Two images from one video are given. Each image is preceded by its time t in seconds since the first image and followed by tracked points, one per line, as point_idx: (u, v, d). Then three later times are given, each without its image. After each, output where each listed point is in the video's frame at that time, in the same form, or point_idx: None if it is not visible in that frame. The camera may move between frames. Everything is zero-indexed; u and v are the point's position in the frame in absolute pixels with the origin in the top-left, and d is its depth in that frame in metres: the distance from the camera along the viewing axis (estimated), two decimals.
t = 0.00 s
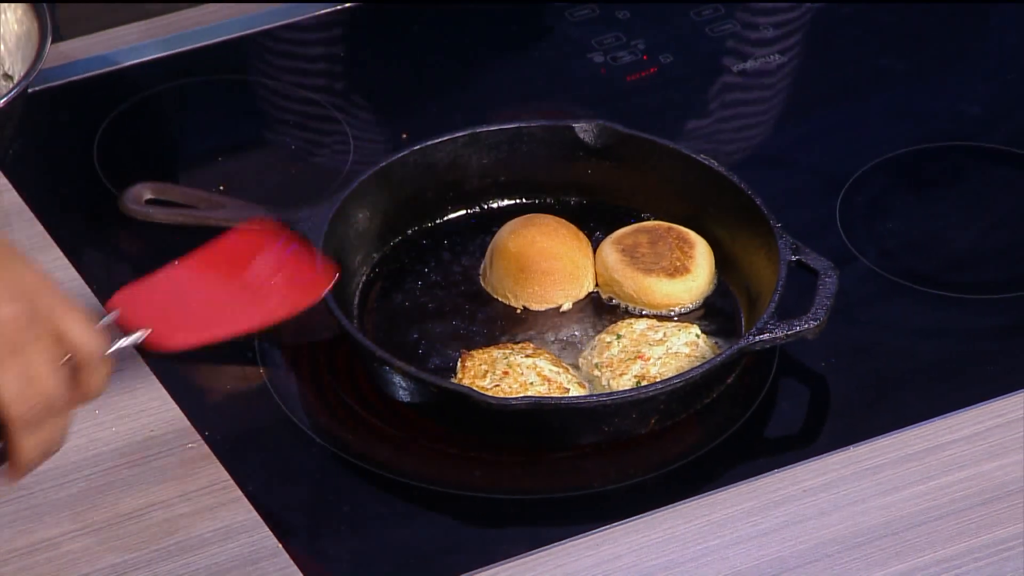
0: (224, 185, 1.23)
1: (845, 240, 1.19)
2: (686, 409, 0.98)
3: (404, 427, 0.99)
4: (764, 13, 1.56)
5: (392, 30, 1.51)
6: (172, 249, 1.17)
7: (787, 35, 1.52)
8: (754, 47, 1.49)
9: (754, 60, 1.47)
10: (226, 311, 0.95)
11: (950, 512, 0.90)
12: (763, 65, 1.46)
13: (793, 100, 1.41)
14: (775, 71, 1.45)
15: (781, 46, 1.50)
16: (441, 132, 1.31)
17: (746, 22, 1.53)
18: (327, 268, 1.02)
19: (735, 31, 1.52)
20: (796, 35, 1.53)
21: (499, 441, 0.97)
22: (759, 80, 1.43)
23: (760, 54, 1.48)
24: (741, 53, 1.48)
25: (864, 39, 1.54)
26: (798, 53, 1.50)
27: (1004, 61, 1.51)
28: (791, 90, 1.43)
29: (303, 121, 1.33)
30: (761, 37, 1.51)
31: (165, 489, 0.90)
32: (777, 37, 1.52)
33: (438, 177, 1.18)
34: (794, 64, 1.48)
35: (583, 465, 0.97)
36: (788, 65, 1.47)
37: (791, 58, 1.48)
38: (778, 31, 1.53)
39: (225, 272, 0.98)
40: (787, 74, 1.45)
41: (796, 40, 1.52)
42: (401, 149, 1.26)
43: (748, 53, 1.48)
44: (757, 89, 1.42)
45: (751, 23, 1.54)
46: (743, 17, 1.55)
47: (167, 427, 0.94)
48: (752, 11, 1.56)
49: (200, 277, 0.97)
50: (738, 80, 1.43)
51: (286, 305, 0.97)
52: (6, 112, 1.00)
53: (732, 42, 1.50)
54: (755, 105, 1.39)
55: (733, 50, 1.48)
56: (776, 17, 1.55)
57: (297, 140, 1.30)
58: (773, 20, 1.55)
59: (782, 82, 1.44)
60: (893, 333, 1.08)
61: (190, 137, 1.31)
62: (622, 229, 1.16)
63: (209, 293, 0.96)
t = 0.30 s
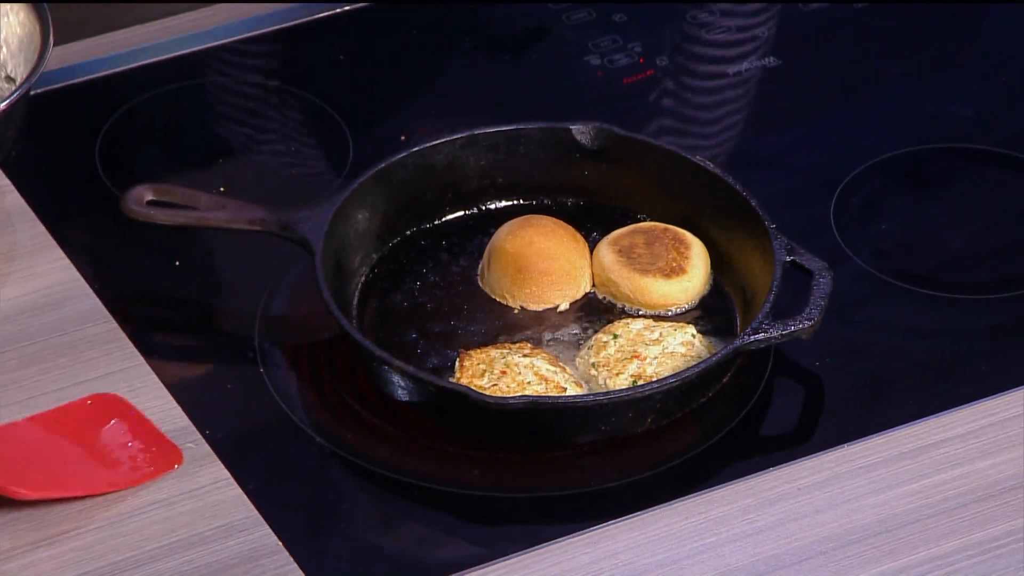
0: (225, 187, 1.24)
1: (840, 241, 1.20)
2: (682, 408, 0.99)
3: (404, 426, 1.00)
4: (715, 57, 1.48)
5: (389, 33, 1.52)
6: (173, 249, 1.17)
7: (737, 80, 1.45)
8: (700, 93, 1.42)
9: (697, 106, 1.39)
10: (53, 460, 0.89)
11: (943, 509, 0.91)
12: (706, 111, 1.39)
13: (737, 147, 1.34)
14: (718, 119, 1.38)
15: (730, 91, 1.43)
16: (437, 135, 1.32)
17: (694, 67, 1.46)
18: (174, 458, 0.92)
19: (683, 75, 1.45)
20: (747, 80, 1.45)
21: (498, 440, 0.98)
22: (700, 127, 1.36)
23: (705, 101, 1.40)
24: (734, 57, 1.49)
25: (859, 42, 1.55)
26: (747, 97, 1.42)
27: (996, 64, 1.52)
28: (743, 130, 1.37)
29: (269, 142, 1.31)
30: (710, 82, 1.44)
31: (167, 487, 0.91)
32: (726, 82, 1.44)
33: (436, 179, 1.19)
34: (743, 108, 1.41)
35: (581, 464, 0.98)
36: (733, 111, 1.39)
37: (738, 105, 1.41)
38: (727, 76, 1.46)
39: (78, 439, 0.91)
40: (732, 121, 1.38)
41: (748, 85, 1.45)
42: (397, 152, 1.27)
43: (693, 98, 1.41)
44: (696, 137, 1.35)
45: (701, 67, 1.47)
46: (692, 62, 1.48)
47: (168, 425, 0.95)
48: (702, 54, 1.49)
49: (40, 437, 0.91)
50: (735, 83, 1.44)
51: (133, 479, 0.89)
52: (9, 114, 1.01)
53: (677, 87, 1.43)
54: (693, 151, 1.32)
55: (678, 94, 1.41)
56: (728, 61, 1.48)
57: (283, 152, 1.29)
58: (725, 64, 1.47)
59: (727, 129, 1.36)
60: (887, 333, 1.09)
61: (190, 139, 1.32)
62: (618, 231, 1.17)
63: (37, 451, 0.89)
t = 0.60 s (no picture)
0: (230, 188, 1.25)
1: (838, 241, 1.21)
2: (681, 406, 1.00)
3: (406, 424, 1.01)
4: (690, 79, 1.45)
5: (392, 35, 1.53)
6: (178, 249, 1.18)
7: (710, 104, 1.42)
8: (671, 117, 1.38)
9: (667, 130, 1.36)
10: (56, 471, 0.90)
11: (940, 507, 0.92)
12: (675, 135, 1.35)
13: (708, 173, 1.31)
14: (692, 140, 1.35)
15: (700, 116, 1.40)
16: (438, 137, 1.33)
17: (667, 89, 1.43)
18: (180, 467, 0.93)
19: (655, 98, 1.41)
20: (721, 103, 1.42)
21: (500, 437, 0.99)
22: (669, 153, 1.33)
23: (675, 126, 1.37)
24: (733, 59, 1.50)
25: (858, 43, 1.55)
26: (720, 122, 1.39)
27: (994, 65, 1.53)
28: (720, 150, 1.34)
29: (260, 150, 1.31)
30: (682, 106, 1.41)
31: (172, 485, 0.92)
32: (698, 106, 1.41)
33: (438, 179, 1.20)
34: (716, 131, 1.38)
35: (581, 462, 0.99)
36: (703, 137, 1.36)
37: (709, 130, 1.38)
38: (699, 99, 1.42)
39: (83, 452, 0.92)
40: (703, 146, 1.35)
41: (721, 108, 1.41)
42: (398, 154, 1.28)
43: (665, 122, 1.37)
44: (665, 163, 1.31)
45: (674, 88, 1.43)
46: (664, 84, 1.44)
47: (173, 423, 0.96)
48: (675, 76, 1.45)
49: (43, 450, 0.92)
50: (734, 85, 1.45)
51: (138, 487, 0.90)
52: (17, 115, 1.02)
53: (648, 111, 1.39)
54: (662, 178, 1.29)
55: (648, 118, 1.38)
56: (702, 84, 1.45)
57: (271, 158, 1.30)
58: (697, 87, 1.44)
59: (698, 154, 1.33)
60: (886, 332, 1.10)
61: (193, 140, 1.33)
62: (618, 231, 1.18)
63: (42, 462, 0.90)
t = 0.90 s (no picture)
0: (229, 188, 1.26)
1: (835, 242, 1.22)
2: (678, 406, 1.01)
3: (404, 424, 1.01)
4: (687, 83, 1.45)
5: (391, 36, 1.53)
6: (177, 249, 1.19)
7: (710, 108, 1.42)
8: (677, 119, 1.39)
9: (674, 133, 1.37)
10: (56, 470, 0.90)
11: (935, 506, 0.93)
12: (683, 137, 1.36)
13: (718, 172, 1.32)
14: (694, 144, 1.36)
15: (707, 117, 1.40)
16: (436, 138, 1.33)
17: (673, 91, 1.44)
18: (179, 467, 0.93)
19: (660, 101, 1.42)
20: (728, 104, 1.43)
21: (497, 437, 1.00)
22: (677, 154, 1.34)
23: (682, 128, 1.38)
24: (730, 61, 1.51)
25: (855, 45, 1.56)
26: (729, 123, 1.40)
27: (990, 66, 1.54)
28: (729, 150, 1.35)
29: (259, 152, 1.32)
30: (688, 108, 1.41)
31: (171, 484, 0.92)
32: (706, 107, 1.42)
33: (436, 181, 1.21)
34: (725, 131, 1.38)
35: (578, 461, 0.99)
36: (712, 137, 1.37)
37: (717, 130, 1.38)
38: (706, 101, 1.43)
39: (83, 452, 0.93)
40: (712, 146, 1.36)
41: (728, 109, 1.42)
42: (396, 155, 1.28)
43: (671, 124, 1.38)
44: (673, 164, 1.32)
45: (680, 91, 1.44)
46: (661, 87, 1.45)
47: (173, 423, 0.97)
48: (681, 79, 1.47)
49: (43, 450, 0.92)
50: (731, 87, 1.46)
51: (138, 487, 0.91)
52: (17, 117, 1.03)
53: (654, 113, 1.40)
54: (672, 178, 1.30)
55: (654, 120, 1.39)
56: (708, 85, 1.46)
57: (282, 157, 1.31)
58: (704, 89, 1.45)
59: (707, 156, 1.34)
60: (882, 332, 1.11)
61: (192, 142, 1.33)
62: (615, 232, 1.19)
63: (41, 461, 0.90)
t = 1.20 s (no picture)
0: (229, 189, 1.26)
1: (835, 242, 1.22)
2: (678, 407, 1.01)
3: (403, 424, 1.01)
4: (687, 85, 1.46)
5: (390, 36, 1.53)
6: (177, 250, 1.19)
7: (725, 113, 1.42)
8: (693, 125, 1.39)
9: (740, 122, 1.40)
10: (56, 471, 0.90)
11: (934, 507, 0.93)
12: (721, 136, 1.37)
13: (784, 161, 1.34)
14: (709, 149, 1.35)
15: (773, 108, 1.43)
16: (436, 138, 1.33)
17: (735, 81, 1.47)
18: (179, 467, 0.93)
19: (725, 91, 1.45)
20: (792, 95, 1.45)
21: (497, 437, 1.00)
22: (742, 143, 1.37)
23: (747, 118, 1.41)
24: (730, 61, 1.51)
25: (854, 45, 1.56)
26: (793, 113, 1.42)
27: (989, 66, 1.54)
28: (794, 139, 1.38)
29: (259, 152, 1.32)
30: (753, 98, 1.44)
31: (170, 485, 0.92)
32: (732, 110, 1.42)
33: (436, 182, 1.21)
34: (790, 121, 1.41)
35: (578, 462, 0.99)
36: (778, 126, 1.40)
37: (781, 121, 1.41)
38: (768, 91, 1.46)
39: (82, 452, 0.93)
40: (778, 135, 1.38)
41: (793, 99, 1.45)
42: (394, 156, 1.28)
43: (736, 114, 1.41)
44: (738, 153, 1.35)
45: (742, 81, 1.47)
46: (661, 89, 1.45)
47: (172, 424, 0.97)
48: (683, 80, 1.47)
49: (42, 450, 0.92)
50: (731, 87, 1.46)
51: (137, 487, 0.91)
52: (17, 118, 1.03)
53: (718, 103, 1.43)
54: (740, 168, 1.32)
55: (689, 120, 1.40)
56: (773, 75, 1.48)
57: (283, 157, 1.31)
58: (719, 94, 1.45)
59: (774, 145, 1.37)
60: (882, 332, 1.11)
61: (192, 142, 1.33)
62: (614, 232, 1.19)
63: (41, 462, 0.90)
